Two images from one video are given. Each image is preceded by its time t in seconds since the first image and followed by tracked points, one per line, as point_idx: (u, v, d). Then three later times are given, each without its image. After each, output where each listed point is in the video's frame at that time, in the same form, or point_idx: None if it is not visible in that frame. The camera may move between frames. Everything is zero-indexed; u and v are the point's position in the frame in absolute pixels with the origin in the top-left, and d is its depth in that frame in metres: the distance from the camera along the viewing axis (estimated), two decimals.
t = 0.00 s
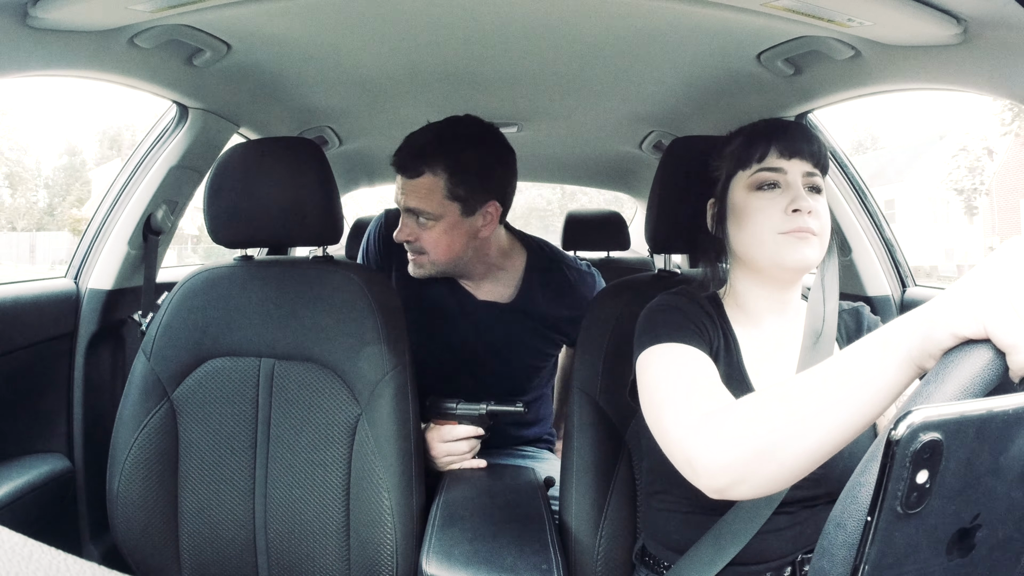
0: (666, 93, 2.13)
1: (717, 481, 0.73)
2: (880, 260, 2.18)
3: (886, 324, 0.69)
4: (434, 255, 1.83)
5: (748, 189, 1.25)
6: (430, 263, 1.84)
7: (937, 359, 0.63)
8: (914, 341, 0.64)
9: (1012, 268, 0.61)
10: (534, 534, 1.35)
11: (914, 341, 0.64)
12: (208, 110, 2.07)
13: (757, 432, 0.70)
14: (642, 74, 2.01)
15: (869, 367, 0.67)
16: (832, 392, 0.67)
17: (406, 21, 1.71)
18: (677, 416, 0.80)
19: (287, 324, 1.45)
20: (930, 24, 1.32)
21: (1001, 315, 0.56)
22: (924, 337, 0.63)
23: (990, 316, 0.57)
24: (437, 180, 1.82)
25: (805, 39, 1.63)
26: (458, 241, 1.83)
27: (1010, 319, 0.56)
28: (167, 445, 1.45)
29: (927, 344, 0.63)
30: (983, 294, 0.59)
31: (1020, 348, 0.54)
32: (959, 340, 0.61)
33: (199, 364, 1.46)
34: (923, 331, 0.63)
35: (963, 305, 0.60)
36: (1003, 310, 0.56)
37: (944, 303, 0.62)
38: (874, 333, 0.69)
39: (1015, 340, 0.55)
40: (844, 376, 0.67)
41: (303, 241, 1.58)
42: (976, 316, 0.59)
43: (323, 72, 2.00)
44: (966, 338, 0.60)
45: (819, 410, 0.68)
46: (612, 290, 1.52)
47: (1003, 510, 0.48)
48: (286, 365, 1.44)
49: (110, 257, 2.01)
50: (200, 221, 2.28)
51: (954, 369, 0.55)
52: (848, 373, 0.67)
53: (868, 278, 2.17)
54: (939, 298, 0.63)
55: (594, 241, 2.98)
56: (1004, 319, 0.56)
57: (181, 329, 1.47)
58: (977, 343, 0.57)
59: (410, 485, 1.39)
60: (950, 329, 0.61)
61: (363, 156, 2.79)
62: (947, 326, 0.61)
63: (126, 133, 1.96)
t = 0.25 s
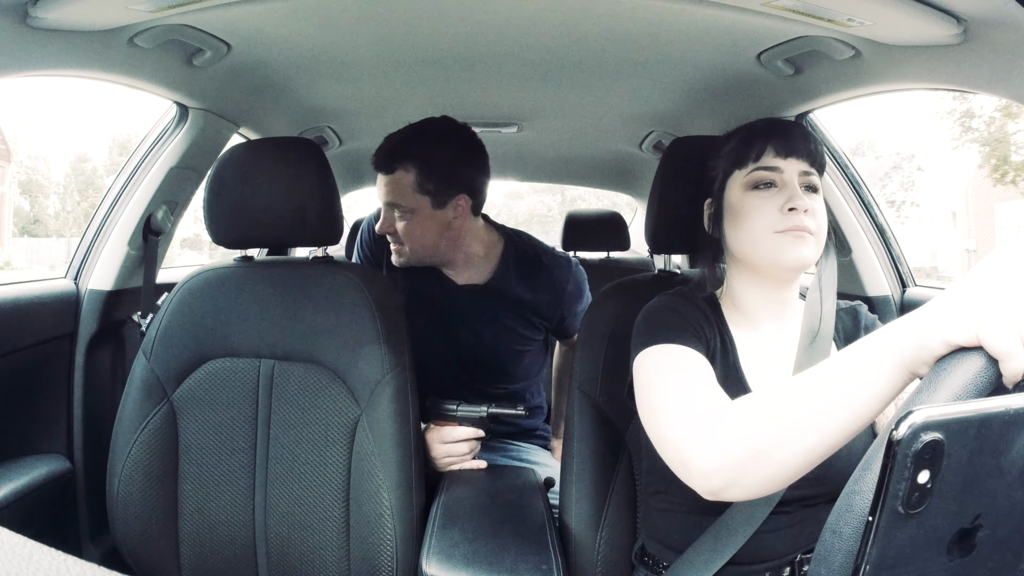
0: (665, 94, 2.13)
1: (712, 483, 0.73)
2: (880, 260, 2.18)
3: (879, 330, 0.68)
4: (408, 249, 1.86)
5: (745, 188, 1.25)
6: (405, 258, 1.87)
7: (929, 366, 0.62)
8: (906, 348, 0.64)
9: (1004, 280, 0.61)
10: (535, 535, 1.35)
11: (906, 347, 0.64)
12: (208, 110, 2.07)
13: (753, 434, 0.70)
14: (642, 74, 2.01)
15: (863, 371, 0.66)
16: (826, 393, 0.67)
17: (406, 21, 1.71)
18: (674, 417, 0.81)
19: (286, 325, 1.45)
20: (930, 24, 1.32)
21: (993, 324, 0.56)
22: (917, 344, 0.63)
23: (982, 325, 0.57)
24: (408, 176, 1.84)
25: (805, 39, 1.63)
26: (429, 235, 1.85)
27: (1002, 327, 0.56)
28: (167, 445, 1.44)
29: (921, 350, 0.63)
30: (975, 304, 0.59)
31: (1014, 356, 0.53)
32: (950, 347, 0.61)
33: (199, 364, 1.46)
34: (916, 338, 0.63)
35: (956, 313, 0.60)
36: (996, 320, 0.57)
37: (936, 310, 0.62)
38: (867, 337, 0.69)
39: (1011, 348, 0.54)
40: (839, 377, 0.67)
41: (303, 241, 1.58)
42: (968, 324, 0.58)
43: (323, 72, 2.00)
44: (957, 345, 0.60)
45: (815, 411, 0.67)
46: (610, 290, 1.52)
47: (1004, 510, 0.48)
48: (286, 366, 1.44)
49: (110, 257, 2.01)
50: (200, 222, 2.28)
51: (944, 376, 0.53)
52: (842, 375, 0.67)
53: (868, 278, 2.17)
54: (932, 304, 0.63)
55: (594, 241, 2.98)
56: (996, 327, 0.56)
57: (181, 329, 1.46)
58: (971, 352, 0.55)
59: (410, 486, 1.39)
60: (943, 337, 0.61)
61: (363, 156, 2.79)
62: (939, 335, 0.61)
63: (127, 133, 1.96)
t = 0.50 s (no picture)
0: (666, 93, 2.13)
1: (710, 498, 0.73)
2: (880, 260, 2.18)
3: (873, 338, 0.68)
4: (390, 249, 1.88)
5: (743, 190, 1.25)
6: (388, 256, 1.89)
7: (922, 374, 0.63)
8: (899, 357, 0.64)
9: (996, 288, 0.61)
10: (534, 535, 1.35)
11: (899, 356, 0.64)
12: (207, 110, 2.07)
13: (749, 449, 0.70)
14: (642, 74, 2.01)
15: (858, 378, 0.66)
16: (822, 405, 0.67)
17: (405, 21, 1.70)
18: (671, 428, 0.81)
19: (285, 326, 1.45)
20: (930, 23, 1.32)
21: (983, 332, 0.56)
22: (909, 354, 0.63)
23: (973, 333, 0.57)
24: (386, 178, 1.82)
25: (806, 37, 1.62)
26: (405, 235, 1.85)
27: (993, 334, 0.56)
28: (166, 446, 1.44)
29: (913, 361, 0.63)
30: (967, 312, 0.59)
31: (1005, 363, 0.53)
32: (943, 357, 0.61)
33: (198, 365, 1.46)
34: (908, 348, 0.63)
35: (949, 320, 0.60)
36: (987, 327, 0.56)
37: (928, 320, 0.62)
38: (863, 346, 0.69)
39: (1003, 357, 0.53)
40: (834, 387, 0.67)
41: (303, 241, 1.58)
42: (960, 333, 0.58)
43: (323, 72, 2.00)
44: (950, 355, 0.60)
45: (810, 424, 0.67)
46: (610, 291, 1.52)
47: (1000, 510, 0.48)
48: (286, 366, 1.44)
49: (110, 257, 2.01)
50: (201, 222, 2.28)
51: (936, 383, 0.52)
52: (838, 384, 0.67)
53: (868, 277, 2.17)
54: (923, 314, 0.63)
55: (595, 240, 2.98)
56: (987, 335, 0.55)
57: (179, 330, 1.46)
58: (965, 360, 0.54)
59: (410, 486, 1.38)
60: (936, 347, 0.61)
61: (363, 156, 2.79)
62: (931, 344, 0.61)
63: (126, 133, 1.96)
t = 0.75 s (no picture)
0: (666, 91, 2.13)
1: (712, 494, 0.73)
2: (880, 257, 2.18)
3: (873, 335, 0.67)
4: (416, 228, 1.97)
5: (743, 191, 1.24)
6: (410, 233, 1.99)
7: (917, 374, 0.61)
8: (895, 357, 0.62)
9: (992, 284, 0.59)
10: (534, 532, 1.35)
11: (895, 356, 0.63)
12: (208, 107, 2.07)
13: (747, 445, 0.70)
14: (643, 73, 2.01)
15: (854, 378, 0.65)
16: (823, 404, 0.66)
17: (406, 19, 1.71)
18: (672, 426, 0.81)
19: (287, 323, 1.45)
20: (930, 22, 1.32)
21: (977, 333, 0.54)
22: (905, 354, 0.62)
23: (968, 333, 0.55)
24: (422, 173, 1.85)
25: (806, 37, 1.62)
26: (434, 219, 1.95)
27: (989, 335, 0.54)
28: (167, 444, 1.44)
29: (909, 360, 0.61)
30: (962, 310, 0.57)
31: (1001, 365, 0.52)
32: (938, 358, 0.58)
33: (199, 362, 1.46)
34: (904, 348, 0.62)
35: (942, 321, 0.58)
36: (981, 327, 0.54)
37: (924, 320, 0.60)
38: (858, 346, 0.68)
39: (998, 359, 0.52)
40: (829, 388, 0.66)
41: (304, 239, 1.59)
42: (954, 334, 0.56)
43: (324, 70, 2.00)
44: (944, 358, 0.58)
45: (807, 421, 0.67)
46: (610, 289, 1.52)
47: (1001, 507, 0.48)
48: (286, 363, 1.44)
49: (110, 255, 2.01)
50: (201, 219, 2.28)
51: (932, 380, 0.52)
52: (832, 383, 0.66)
53: (868, 275, 2.17)
54: (920, 310, 0.61)
55: (594, 239, 2.98)
56: (982, 335, 0.54)
57: (181, 327, 1.47)
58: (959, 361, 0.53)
59: (410, 483, 1.39)
60: (930, 348, 0.59)
61: (363, 154, 2.79)
62: (927, 344, 0.59)
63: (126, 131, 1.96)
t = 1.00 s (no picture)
0: (666, 89, 2.13)
1: (698, 488, 0.73)
2: (880, 255, 2.18)
3: (860, 341, 0.67)
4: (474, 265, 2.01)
5: (740, 191, 1.24)
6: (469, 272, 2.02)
7: (909, 379, 0.61)
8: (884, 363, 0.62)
9: (978, 293, 0.59)
10: (534, 530, 1.35)
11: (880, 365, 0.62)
12: (208, 105, 2.07)
13: (735, 440, 0.70)
14: (643, 71, 2.01)
15: (843, 381, 0.65)
16: (812, 401, 0.66)
17: (406, 16, 1.70)
18: (666, 419, 0.81)
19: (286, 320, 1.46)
20: (931, 20, 1.32)
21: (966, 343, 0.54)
22: (893, 362, 0.61)
23: (958, 343, 0.55)
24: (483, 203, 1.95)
25: (807, 35, 1.62)
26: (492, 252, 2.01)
27: (978, 344, 0.54)
28: (167, 441, 1.44)
29: (899, 367, 0.61)
30: (950, 318, 0.57)
31: (992, 373, 0.51)
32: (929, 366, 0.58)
33: (199, 359, 1.46)
34: (892, 357, 0.62)
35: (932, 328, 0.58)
36: (970, 336, 0.54)
37: (914, 326, 0.60)
38: (848, 348, 0.67)
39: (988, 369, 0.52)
40: (820, 391, 0.66)
41: (303, 237, 1.59)
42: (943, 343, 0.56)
43: (324, 67, 2.00)
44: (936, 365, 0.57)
45: (797, 419, 0.67)
46: (610, 286, 1.52)
47: (999, 505, 0.48)
48: (286, 360, 1.44)
49: (110, 252, 2.01)
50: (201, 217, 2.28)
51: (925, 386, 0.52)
52: (823, 387, 0.66)
53: (868, 273, 2.17)
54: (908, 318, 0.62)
55: (595, 236, 2.98)
56: (971, 346, 0.54)
57: (180, 324, 1.47)
58: (950, 370, 0.53)
59: (410, 480, 1.39)
60: (920, 355, 0.59)
61: (364, 152, 2.79)
62: (918, 352, 0.59)
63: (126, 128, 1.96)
